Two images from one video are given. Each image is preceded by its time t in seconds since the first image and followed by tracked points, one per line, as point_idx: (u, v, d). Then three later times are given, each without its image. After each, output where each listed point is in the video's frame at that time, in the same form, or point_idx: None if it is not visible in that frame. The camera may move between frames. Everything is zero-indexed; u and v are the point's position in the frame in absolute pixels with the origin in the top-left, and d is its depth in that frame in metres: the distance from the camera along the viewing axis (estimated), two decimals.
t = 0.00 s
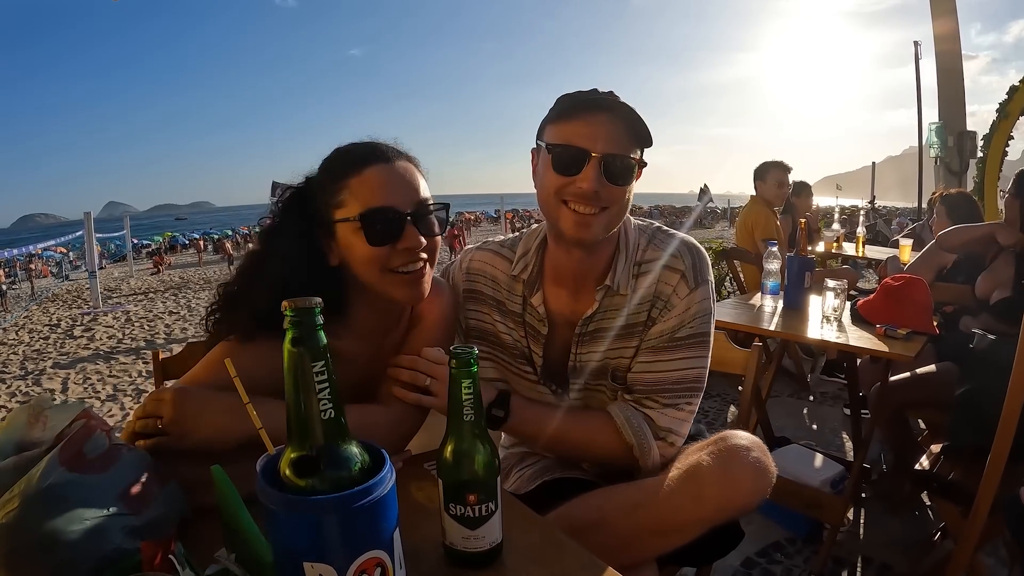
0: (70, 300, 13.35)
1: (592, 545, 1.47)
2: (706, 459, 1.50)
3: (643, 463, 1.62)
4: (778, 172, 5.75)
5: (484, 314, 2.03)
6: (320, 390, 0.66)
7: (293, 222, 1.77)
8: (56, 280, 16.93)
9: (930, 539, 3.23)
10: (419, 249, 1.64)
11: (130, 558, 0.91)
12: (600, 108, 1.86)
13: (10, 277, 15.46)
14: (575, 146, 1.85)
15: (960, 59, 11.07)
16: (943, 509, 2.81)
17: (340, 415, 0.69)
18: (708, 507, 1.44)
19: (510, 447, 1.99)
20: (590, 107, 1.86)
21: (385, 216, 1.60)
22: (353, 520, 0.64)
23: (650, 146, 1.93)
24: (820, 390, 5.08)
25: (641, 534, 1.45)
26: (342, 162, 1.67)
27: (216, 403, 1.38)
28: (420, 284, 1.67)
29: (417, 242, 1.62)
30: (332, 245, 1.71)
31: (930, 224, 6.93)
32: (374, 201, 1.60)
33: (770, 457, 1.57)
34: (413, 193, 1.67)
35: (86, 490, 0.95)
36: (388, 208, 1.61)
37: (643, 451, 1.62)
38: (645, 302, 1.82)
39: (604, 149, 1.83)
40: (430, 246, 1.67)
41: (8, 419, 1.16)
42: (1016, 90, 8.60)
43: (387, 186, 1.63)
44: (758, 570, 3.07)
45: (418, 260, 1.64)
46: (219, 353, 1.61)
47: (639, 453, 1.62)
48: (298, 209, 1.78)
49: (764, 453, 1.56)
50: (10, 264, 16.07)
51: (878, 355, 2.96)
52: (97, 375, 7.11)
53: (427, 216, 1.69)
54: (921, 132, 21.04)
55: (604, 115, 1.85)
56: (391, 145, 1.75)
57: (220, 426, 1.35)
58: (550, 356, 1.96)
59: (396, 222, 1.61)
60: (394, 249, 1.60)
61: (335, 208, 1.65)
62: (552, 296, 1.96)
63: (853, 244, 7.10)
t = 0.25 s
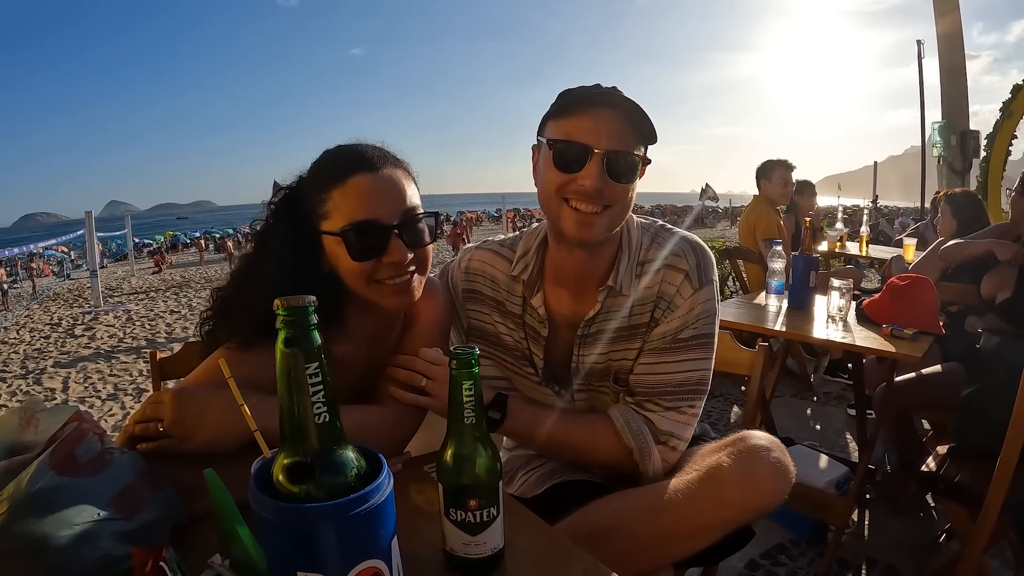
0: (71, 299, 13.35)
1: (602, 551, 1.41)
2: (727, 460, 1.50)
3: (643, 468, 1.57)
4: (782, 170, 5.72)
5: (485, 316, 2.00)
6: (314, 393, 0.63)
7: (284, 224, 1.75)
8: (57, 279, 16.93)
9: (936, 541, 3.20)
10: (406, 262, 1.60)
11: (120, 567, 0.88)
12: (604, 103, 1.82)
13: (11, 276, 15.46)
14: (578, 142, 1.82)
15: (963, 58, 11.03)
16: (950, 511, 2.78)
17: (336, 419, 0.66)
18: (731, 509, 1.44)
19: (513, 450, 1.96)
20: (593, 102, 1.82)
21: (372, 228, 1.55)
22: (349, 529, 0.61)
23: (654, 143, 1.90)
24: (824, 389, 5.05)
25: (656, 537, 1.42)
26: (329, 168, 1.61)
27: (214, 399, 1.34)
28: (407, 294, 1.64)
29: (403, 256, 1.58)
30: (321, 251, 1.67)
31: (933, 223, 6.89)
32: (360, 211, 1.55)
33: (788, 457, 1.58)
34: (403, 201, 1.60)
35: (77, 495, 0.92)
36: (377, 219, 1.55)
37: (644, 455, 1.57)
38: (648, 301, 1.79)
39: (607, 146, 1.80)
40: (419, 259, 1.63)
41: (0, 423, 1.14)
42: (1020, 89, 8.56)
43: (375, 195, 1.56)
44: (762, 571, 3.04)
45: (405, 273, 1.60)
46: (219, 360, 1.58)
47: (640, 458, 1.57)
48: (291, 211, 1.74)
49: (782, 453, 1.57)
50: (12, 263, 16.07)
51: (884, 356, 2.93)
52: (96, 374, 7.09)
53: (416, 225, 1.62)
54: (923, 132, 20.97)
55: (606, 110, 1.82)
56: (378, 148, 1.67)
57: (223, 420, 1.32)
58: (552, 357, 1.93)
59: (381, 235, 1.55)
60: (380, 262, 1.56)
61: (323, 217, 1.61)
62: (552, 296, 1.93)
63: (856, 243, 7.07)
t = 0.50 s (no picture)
0: (73, 298, 13.35)
1: (609, 554, 1.39)
2: (737, 460, 1.48)
3: (649, 469, 1.55)
4: (786, 170, 5.70)
5: (485, 317, 1.97)
6: (314, 395, 0.60)
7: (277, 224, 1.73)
8: (59, 277, 16.93)
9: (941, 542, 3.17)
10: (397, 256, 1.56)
11: (115, 571, 0.86)
12: (601, 99, 1.79)
13: (14, 275, 15.49)
14: (575, 139, 1.79)
15: (968, 56, 10.98)
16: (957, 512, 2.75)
17: (336, 420, 0.63)
18: (743, 510, 1.42)
19: (516, 451, 1.94)
20: (591, 98, 1.80)
21: (363, 223, 1.52)
22: (350, 536, 0.59)
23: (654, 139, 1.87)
24: (828, 389, 5.02)
25: (665, 539, 1.39)
26: (322, 165, 1.60)
27: (214, 398, 1.32)
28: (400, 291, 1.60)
29: (392, 251, 1.55)
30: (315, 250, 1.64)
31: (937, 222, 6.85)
32: (352, 206, 1.53)
33: (798, 456, 1.56)
34: (393, 195, 1.57)
35: (69, 497, 0.90)
36: (366, 213, 1.52)
37: (649, 457, 1.55)
38: (650, 300, 1.76)
39: (606, 142, 1.78)
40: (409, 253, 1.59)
41: None
42: None
43: (362, 189, 1.54)
44: (767, 573, 3.01)
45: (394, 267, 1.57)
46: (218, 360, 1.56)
47: (645, 460, 1.55)
48: (285, 211, 1.72)
49: (792, 453, 1.55)
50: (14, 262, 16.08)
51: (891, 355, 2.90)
52: (98, 373, 7.09)
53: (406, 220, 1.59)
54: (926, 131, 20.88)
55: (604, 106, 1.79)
56: (367, 144, 1.65)
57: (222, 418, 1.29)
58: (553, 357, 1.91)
59: (369, 229, 1.52)
60: (369, 258, 1.53)
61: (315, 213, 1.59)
62: (553, 296, 1.91)
63: (860, 242, 7.03)
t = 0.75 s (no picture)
0: (75, 297, 13.38)
1: (610, 555, 1.39)
2: (735, 461, 1.48)
3: (650, 470, 1.54)
4: (790, 170, 5.67)
5: (486, 318, 1.97)
6: (313, 395, 0.60)
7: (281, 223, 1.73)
8: (61, 277, 16.97)
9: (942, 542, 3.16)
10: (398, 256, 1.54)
11: (115, 570, 0.86)
12: (599, 101, 1.79)
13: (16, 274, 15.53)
14: (575, 141, 1.78)
15: (971, 56, 10.94)
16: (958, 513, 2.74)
17: (336, 420, 0.63)
18: (743, 510, 1.41)
19: (516, 451, 1.94)
20: (591, 100, 1.79)
21: (368, 222, 1.52)
22: (349, 535, 0.58)
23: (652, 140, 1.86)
24: (829, 389, 5.01)
25: (666, 540, 1.39)
26: (327, 166, 1.60)
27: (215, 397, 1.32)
28: (401, 291, 1.59)
29: (394, 251, 1.53)
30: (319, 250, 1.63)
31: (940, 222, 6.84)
32: (355, 205, 1.52)
33: (797, 457, 1.56)
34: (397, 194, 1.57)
35: (69, 497, 0.90)
36: (369, 212, 1.53)
37: (651, 457, 1.54)
38: (651, 301, 1.76)
39: (606, 143, 1.77)
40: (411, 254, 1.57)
41: None
42: None
43: (364, 188, 1.54)
44: (768, 573, 3.01)
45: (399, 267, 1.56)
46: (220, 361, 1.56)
47: (646, 460, 1.54)
48: (287, 211, 1.73)
49: (791, 454, 1.54)
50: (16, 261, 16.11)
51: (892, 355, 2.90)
52: (100, 372, 7.10)
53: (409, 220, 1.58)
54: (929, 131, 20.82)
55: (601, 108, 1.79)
56: (371, 144, 1.65)
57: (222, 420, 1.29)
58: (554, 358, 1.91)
59: (371, 227, 1.52)
60: (370, 257, 1.52)
61: (317, 213, 1.59)
62: (553, 297, 1.90)
63: (862, 242, 7.01)
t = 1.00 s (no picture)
0: (77, 296, 13.41)
1: (613, 553, 1.40)
2: (738, 461, 1.48)
3: (654, 469, 1.55)
4: (792, 170, 5.66)
5: (491, 319, 1.97)
6: (318, 391, 0.61)
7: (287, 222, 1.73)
8: (64, 275, 17.01)
9: (943, 542, 3.16)
10: (399, 254, 1.54)
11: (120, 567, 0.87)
12: (602, 101, 1.79)
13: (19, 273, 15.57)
14: (578, 142, 1.78)
15: (973, 56, 10.93)
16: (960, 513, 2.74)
17: (340, 416, 0.64)
18: (744, 511, 1.42)
19: (518, 450, 1.95)
20: (593, 100, 1.79)
21: (369, 220, 1.52)
22: (353, 530, 0.59)
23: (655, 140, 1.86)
24: (831, 389, 5.01)
25: (667, 539, 1.39)
26: (328, 165, 1.61)
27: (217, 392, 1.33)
28: (403, 290, 1.59)
29: (395, 249, 1.53)
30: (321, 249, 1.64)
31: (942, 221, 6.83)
32: (356, 204, 1.53)
33: (799, 457, 1.56)
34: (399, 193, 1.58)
35: (74, 493, 0.91)
36: (372, 211, 1.53)
37: (655, 457, 1.55)
38: (655, 300, 1.76)
39: (609, 144, 1.77)
40: (413, 251, 1.57)
41: None
42: None
43: (365, 186, 1.54)
44: (769, 573, 3.01)
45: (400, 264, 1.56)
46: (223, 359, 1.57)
47: (650, 460, 1.55)
48: (291, 209, 1.74)
49: (794, 454, 1.54)
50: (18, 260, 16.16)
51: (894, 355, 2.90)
52: (102, 371, 7.12)
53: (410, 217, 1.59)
54: (931, 131, 20.77)
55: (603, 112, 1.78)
56: (372, 143, 1.65)
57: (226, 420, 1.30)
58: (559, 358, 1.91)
59: (373, 226, 1.52)
60: (372, 255, 1.52)
61: (319, 212, 1.60)
62: (558, 297, 1.91)
63: (864, 242, 7.01)
